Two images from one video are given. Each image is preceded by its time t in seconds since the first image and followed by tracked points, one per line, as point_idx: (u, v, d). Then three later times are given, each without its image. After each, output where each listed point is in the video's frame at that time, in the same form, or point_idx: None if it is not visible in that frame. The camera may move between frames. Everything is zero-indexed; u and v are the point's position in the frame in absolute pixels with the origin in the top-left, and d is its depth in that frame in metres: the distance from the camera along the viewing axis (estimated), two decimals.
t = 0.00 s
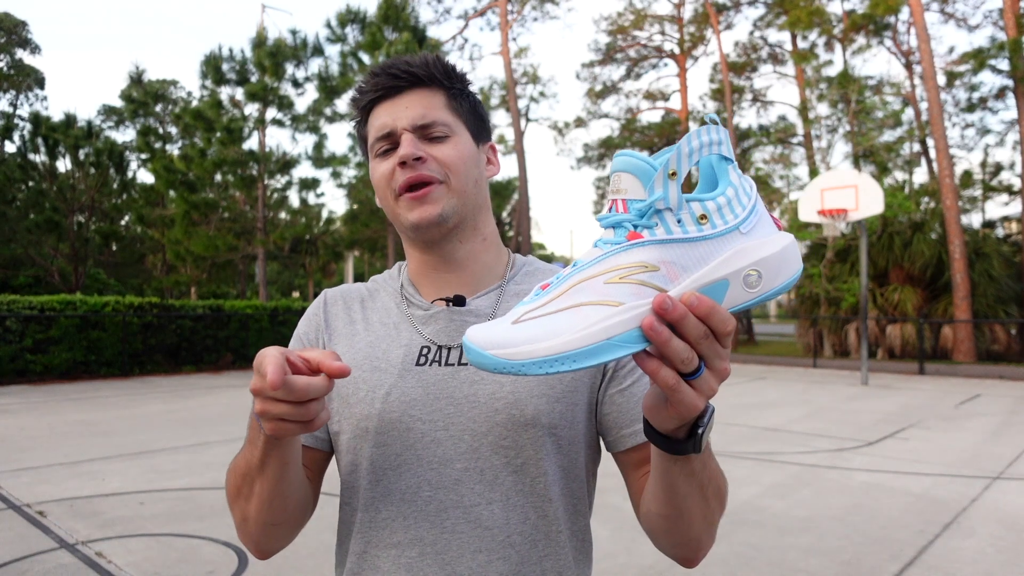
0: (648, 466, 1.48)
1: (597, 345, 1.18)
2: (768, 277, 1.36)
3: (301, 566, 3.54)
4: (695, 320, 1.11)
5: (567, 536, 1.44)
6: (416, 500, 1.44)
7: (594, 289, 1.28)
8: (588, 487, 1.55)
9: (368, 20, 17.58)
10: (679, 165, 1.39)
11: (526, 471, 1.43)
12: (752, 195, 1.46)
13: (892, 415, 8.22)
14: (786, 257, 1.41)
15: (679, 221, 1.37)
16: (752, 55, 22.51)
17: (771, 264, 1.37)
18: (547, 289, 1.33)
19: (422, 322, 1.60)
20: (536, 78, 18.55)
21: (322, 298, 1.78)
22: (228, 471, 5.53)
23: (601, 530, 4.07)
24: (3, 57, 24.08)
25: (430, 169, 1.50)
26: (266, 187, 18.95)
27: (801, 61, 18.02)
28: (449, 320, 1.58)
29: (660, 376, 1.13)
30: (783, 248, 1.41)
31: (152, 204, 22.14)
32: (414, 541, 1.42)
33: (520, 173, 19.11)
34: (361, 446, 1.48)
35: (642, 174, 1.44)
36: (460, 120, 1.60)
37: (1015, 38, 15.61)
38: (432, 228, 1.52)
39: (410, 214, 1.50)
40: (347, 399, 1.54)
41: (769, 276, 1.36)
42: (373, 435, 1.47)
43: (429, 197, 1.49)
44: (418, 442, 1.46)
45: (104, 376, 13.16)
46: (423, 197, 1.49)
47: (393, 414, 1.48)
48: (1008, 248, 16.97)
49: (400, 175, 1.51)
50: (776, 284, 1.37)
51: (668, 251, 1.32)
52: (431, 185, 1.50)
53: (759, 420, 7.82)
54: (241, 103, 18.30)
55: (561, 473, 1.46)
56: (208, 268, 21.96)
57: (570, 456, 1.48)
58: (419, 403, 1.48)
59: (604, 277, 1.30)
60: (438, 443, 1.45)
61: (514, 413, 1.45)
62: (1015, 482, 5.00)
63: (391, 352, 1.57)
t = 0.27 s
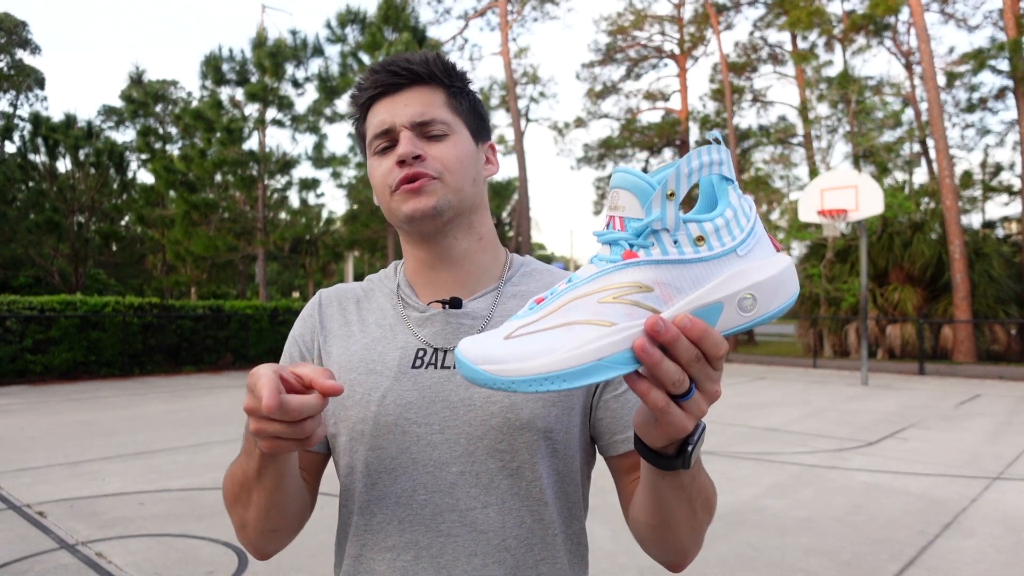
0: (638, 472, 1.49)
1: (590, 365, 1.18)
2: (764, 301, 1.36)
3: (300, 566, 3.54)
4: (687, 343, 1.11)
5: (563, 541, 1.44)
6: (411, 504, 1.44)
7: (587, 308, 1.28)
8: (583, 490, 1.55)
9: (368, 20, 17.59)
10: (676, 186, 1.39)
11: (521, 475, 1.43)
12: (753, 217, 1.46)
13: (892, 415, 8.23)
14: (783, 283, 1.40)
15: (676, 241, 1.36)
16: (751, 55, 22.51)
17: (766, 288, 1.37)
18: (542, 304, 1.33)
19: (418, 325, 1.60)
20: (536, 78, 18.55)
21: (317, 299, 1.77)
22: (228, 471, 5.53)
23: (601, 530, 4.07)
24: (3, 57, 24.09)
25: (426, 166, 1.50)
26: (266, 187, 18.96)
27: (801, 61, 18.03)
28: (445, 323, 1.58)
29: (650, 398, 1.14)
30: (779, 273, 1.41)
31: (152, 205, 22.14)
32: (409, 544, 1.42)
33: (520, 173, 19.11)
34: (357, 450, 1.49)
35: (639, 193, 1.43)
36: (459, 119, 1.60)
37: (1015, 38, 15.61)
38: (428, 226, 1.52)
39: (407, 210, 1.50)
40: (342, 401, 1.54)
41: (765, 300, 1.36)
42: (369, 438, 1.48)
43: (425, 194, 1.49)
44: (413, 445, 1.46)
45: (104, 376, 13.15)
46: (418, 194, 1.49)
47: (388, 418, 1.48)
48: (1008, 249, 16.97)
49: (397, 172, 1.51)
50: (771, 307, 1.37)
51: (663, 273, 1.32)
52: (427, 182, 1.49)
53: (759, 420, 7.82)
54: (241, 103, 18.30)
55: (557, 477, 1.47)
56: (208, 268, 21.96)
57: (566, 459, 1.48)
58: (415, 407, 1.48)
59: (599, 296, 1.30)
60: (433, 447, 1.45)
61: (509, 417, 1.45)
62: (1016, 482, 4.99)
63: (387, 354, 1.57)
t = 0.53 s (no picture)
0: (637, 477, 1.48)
1: (612, 404, 1.17)
2: (790, 332, 1.36)
3: (300, 567, 3.55)
4: (712, 378, 1.12)
5: (562, 542, 1.44)
6: (409, 505, 1.44)
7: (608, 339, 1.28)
8: (583, 491, 1.55)
9: (368, 20, 17.60)
10: (700, 213, 1.37)
11: (519, 475, 1.43)
12: (775, 241, 1.45)
13: (892, 415, 8.23)
14: (809, 309, 1.40)
15: (700, 270, 1.35)
16: (751, 55, 22.51)
17: (792, 318, 1.37)
18: (557, 335, 1.33)
19: (417, 326, 1.60)
20: (536, 78, 18.56)
21: (318, 303, 1.78)
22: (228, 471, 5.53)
23: (601, 531, 4.07)
24: (3, 58, 24.10)
25: (429, 170, 1.49)
26: (266, 188, 18.97)
27: (801, 61, 18.04)
28: (444, 323, 1.58)
29: (673, 436, 1.15)
30: (805, 299, 1.41)
31: (153, 205, 22.15)
32: (407, 545, 1.42)
33: (520, 173, 19.10)
34: (355, 451, 1.49)
35: (660, 218, 1.40)
36: (450, 121, 1.61)
37: (1015, 38, 15.61)
38: (434, 231, 1.51)
39: (412, 216, 1.48)
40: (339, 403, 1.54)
41: (791, 331, 1.36)
42: (367, 439, 1.48)
43: (430, 199, 1.48)
44: (410, 446, 1.46)
45: (105, 376, 13.14)
46: (424, 198, 1.48)
47: (386, 418, 1.49)
48: (1008, 249, 16.97)
49: (398, 177, 1.50)
50: (797, 336, 1.37)
51: (687, 303, 1.31)
52: (432, 186, 1.49)
53: (759, 420, 7.83)
54: (241, 103, 18.31)
55: (557, 477, 1.46)
56: (208, 269, 21.96)
57: (564, 459, 1.48)
58: (413, 407, 1.48)
59: (619, 328, 1.29)
60: (430, 447, 1.46)
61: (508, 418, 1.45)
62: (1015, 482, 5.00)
63: (386, 356, 1.57)
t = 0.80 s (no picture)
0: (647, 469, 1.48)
1: (641, 406, 1.17)
2: (823, 324, 1.35)
3: (300, 566, 3.55)
4: (743, 375, 1.11)
5: (569, 543, 1.43)
6: (413, 508, 1.44)
7: (632, 341, 1.27)
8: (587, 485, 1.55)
9: (368, 20, 17.59)
10: (726, 205, 1.35)
11: (522, 475, 1.43)
12: (803, 231, 1.43)
13: (892, 415, 8.23)
14: (839, 300, 1.39)
15: (728, 264, 1.33)
16: (751, 56, 22.49)
17: (824, 310, 1.36)
18: (580, 336, 1.32)
19: (415, 327, 1.60)
20: (536, 78, 18.55)
21: (314, 308, 1.77)
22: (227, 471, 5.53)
23: (602, 531, 4.07)
24: (3, 57, 24.09)
25: (448, 170, 1.52)
26: (266, 187, 18.97)
27: (801, 61, 18.04)
28: (442, 323, 1.58)
29: (704, 436, 1.14)
30: (835, 290, 1.40)
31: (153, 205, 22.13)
32: (411, 547, 1.42)
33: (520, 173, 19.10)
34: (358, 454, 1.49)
35: (686, 212, 1.38)
36: (457, 123, 1.65)
37: (1015, 39, 15.61)
38: (451, 230, 1.53)
39: (433, 217, 1.50)
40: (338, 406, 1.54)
41: (823, 322, 1.36)
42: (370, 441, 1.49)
43: (450, 199, 1.50)
44: (413, 448, 1.46)
45: (104, 376, 13.14)
46: (444, 199, 1.50)
47: (388, 420, 1.49)
48: (1008, 249, 16.98)
49: (418, 176, 1.51)
50: (829, 329, 1.36)
51: (716, 298, 1.30)
52: (452, 187, 1.51)
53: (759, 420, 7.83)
54: (241, 103, 18.30)
55: (562, 477, 1.47)
56: (207, 268, 21.95)
57: (568, 457, 1.48)
58: (414, 409, 1.49)
59: (645, 326, 1.28)
60: (433, 449, 1.46)
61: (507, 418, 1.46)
62: (1015, 483, 5.00)
63: (384, 358, 1.57)
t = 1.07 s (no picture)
0: (648, 468, 1.48)
1: (620, 400, 1.18)
2: (810, 317, 1.34)
3: (300, 567, 3.54)
4: (726, 369, 1.10)
5: (575, 542, 1.44)
6: (419, 510, 1.43)
7: (614, 336, 1.28)
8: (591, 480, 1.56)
9: (368, 20, 17.58)
10: (707, 198, 1.36)
11: (529, 475, 1.43)
12: (791, 225, 1.43)
13: (891, 415, 8.24)
14: (828, 293, 1.37)
15: (710, 258, 1.34)
16: (751, 56, 22.49)
17: (812, 303, 1.35)
18: (566, 331, 1.34)
19: (417, 328, 1.59)
20: (536, 78, 18.54)
21: (311, 306, 1.74)
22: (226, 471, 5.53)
23: (601, 531, 4.07)
24: (3, 57, 24.06)
25: (453, 169, 1.52)
26: (265, 187, 18.96)
27: (801, 62, 18.04)
28: (445, 324, 1.58)
29: (689, 430, 1.13)
30: (824, 282, 1.39)
31: (152, 205, 22.11)
32: (418, 550, 1.41)
33: (520, 173, 19.10)
34: (362, 456, 1.47)
35: (666, 207, 1.40)
36: (464, 123, 1.65)
37: (1015, 39, 15.62)
38: (450, 231, 1.53)
39: (435, 215, 1.50)
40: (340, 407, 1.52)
41: (810, 315, 1.35)
42: (375, 444, 1.46)
43: (453, 198, 1.51)
44: (419, 449, 1.45)
45: (104, 376, 13.13)
46: (447, 199, 1.50)
47: (393, 422, 1.47)
48: (1008, 249, 16.99)
49: (421, 174, 1.51)
50: (817, 323, 1.35)
51: (698, 292, 1.30)
52: (455, 187, 1.52)
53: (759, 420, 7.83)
54: (240, 103, 18.28)
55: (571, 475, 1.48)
56: (207, 268, 21.94)
57: (573, 457, 1.49)
58: (420, 411, 1.48)
59: (627, 321, 1.29)
60: (438, 450, 1.45)
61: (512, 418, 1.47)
62: (1015, 483, 5.01)
63: (388, 359, 1.56)
